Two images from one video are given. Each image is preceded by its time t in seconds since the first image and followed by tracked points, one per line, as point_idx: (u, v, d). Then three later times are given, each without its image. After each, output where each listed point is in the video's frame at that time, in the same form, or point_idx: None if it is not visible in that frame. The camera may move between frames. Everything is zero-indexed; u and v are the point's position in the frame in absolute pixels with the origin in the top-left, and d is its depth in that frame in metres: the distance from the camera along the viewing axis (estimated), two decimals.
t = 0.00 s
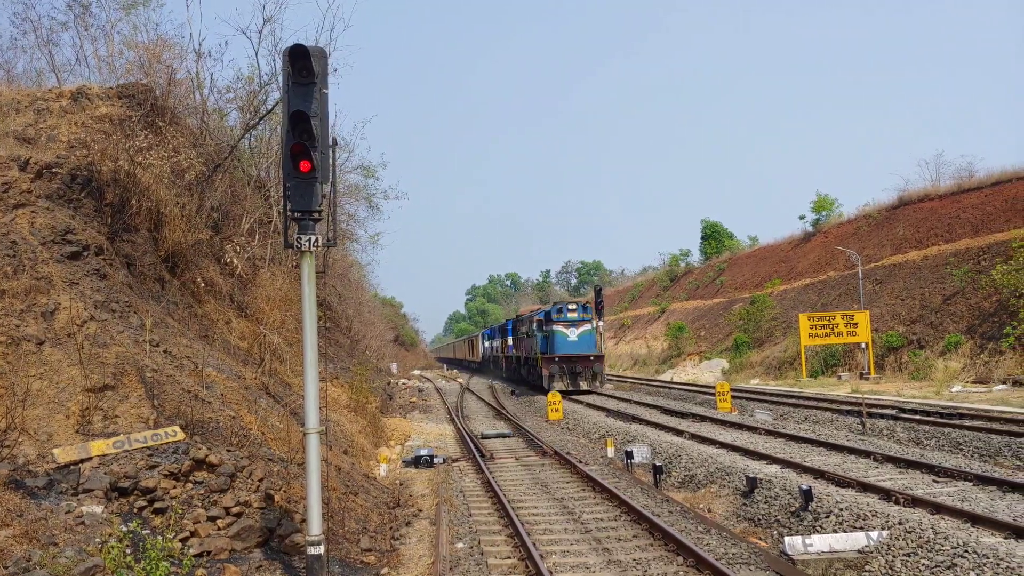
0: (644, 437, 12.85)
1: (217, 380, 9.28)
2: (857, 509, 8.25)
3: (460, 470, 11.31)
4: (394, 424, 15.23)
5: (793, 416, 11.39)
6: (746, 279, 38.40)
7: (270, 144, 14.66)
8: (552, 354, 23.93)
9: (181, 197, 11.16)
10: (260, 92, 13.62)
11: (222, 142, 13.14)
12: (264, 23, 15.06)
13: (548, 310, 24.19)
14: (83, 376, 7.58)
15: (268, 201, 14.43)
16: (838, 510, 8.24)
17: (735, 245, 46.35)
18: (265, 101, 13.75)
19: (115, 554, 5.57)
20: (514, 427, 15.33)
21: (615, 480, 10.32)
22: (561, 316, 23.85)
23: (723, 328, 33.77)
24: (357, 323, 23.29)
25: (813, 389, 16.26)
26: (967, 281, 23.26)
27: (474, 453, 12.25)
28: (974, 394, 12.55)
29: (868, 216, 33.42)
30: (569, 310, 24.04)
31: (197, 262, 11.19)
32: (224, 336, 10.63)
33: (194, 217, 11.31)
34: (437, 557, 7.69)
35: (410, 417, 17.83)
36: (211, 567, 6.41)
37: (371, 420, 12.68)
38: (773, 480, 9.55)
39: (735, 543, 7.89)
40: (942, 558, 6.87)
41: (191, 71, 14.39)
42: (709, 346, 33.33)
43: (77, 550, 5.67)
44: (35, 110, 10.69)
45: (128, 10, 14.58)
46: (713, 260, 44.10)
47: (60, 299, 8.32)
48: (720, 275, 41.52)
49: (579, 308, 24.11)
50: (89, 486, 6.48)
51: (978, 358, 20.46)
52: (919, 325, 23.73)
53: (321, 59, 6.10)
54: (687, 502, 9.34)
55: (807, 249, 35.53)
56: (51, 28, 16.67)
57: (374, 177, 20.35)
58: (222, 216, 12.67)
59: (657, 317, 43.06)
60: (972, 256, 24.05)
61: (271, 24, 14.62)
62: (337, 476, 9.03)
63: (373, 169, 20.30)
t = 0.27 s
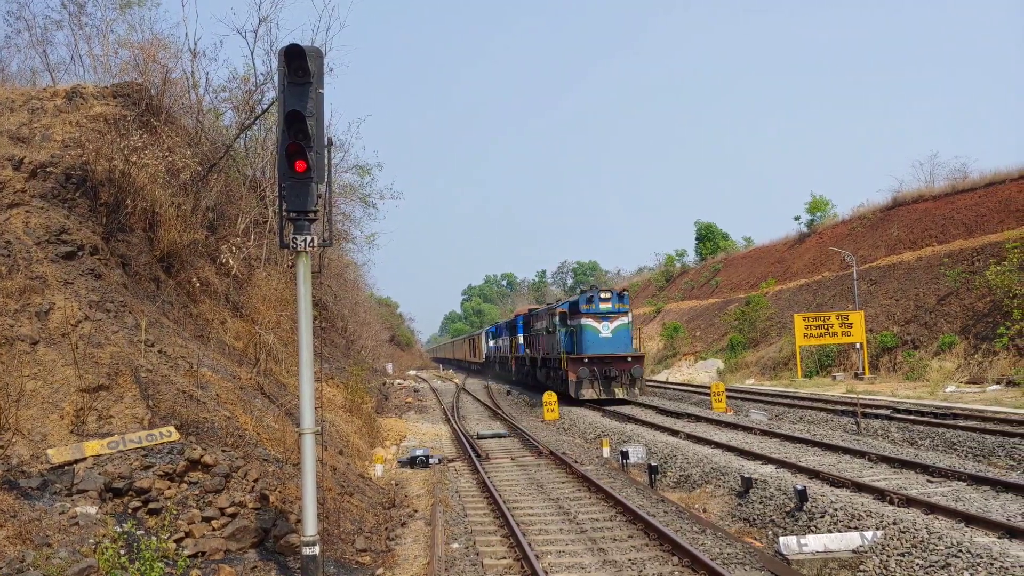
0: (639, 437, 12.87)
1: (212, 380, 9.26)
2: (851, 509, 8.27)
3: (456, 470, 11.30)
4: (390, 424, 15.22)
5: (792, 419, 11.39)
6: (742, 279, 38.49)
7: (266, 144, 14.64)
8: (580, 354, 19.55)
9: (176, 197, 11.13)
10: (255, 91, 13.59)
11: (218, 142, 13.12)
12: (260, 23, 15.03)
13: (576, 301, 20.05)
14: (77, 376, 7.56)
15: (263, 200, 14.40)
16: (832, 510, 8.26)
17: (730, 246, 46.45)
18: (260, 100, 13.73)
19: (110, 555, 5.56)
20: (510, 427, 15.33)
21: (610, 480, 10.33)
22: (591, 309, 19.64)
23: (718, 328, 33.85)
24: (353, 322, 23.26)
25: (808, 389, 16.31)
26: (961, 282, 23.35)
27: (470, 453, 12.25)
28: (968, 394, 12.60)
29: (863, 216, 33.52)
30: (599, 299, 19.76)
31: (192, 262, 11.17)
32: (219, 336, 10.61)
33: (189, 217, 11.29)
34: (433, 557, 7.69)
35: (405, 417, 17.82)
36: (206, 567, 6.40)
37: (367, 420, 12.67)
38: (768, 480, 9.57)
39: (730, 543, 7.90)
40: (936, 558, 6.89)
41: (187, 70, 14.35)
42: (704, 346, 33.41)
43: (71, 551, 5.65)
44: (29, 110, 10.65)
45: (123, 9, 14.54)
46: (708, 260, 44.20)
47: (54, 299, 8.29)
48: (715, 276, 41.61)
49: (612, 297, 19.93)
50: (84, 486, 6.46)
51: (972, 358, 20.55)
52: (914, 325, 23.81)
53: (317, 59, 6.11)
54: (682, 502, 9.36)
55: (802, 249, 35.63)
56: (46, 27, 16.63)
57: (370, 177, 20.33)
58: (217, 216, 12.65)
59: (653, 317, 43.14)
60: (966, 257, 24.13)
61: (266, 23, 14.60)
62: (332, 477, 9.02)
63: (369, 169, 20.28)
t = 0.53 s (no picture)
0: (632, 437, 12.89)
1: (203, 381, 9.22)
2: (842, 508, 8.30)
3: (448, 471, 11.29)
4: (381, 424, 15.19)
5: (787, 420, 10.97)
6: (733, 279, 38.59)
7: (257, 144, 14.58)
8: (633, 356, 15.37)
9: (166, 196, 11.08)
10: (246, 91, 13.55)
11: (208, 141, 13.06)
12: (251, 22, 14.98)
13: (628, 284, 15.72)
14: (67, 376, 7.53)
15: (254, 200, 14.35)
16: (823, 510, 8.29)
17: (721, 246, 46.58)
18: (251, 100, 13.68)
19: (99, 556, 5.53)
20: (502, 427, 15.34)
21: (602, 480, 10.35)
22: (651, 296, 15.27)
23: (710, 328, 33.93)
24: (344, 322, 23.21)
25: (799, 389, 16.38)
26: (951, 282, 23.48)
27: (461, 453, 12.24)
28: (958, 394, 12.67)
29: (853, 216, 33.67)
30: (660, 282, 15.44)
31: (183, 262, 11.12)
32: (210, 336, 10.57)
33: (180, 217, 11.24)
34: (425, 558, 7.68)
35: (397, 417, 17.80)
36: (196, 569, 6.37)
37: (359, 421, 12.65)
38: (759, 480, 9.60)
39: (721, 543, 7.92)
40: (926, 557, 6.92)
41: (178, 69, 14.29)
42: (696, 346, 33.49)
43: (61, 552, 5.62)
44: (18, 108, 10.58)
45: (113, 8, 14.46)
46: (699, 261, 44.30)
47: (44, 299, 8.25)
48: (707, 276, 41.72)
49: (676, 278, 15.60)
50: (73, 487, 6.44)
51: (962, 358, 20.67)
52: (903, 325, 23.94)
53: (309, 58, 6.07)
54: (673, 502, 9.37)
55: (793, 249, 35.76)
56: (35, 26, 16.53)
57: (361, 177, 20.29)
58: (208, 216, 12.60)
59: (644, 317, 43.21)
60: (955, 257, 24.25)
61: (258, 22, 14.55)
62: (324, 478, 9.00)
63: (361, 169, 20.25)
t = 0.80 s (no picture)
0: (621, 438, 12.92)
1: (189, 381, 9.18)
2: (827, 508, 8.33)
3: (435, 472, 11.27)
4: (369, 425, 15.15)
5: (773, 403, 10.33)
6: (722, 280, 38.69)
7: (244, 143, 14.54)
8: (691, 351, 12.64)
9: (152, 195, 11.02)
10: (233, 90, 13.51)
11: (195, 141, 13.00)
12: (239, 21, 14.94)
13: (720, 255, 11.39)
14: (51, 377, 7.48)
15: (241, 200, 14.30)
16: (809, 509, 8.32)
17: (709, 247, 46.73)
18: (239, 99, 13.64)
19: (84, 558, 5.49)
20: (489, 428, 15.32)
21: (590, 481, 10.35)
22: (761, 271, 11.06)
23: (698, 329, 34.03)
24: (331, 323, 23.14)
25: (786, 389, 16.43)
26: (936, 283, 23.64)
27: (449, 454, 12.22)
28: (942, 394, 12.76)
29: (840, 218, 33.85)
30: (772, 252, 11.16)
31: (169, 262, 11.06)
32: (196, 336, 10.52)
33: (166, 217, 11.18)
34: (411, 559, 7.67)
35: (385, 418, 17.77)
36: (181, 570, 6.34)
37: (345, 421, 12.62)
38: (746, 480, 9.63)
39: (708, 543, 7.93)
40: (911, 556, 6.95)
41: (164, 68, 14.22)
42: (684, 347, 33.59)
43: (45, 554, 5.58)
44: (3, 106, 10.50)
45: (99, 6, 14.38)
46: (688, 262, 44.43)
47: (28, 299, 8.18)
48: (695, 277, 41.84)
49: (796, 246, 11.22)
50: (58, 489, 6.40)
51: (947, 358, 20.81)
52: (889, 326, 24.08)
53: (295, 58, 6.04)
54: (660, 502, 9.38)
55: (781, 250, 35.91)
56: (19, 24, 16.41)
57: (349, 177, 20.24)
58: (195, 215, 12.55)
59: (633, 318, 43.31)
60: (941, 258, 24.41)
61: (245, 21, 14.50)
62: (311, 478, 8.97)
63: (348, 169, 20.21)
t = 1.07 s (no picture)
0: (613, 438, 12.96)
1: (179, 382, 9.16)
2: (817, 508, 8.36)
3: (425, 472, 11.27)
4: (359, 426, 15.14)
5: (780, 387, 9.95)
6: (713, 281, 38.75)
7: (234, 143, 14.53)
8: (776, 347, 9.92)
9: (142, 196, 10.99)
10: (224, 91, 13.51)
11: (186, 141, 12.98)
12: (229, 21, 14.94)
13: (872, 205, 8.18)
14: (40, 377, 7.46)
15: (232, 200, 14.29)
16: (798, 509, 8.34)
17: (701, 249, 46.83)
18: (229, 99, 13.63)
19: (72, 559, 5.47)
20: (480, 428, 15.31)
21: (581, 481, 10.35)
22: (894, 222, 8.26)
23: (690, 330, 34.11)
24: (322, 323, 23.11)
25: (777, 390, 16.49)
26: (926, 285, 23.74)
27: (439, 454, 12.22)
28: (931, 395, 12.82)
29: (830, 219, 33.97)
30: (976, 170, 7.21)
31: (159, 262, 11.04)
32: (185, 337, 10.50)
33: (156, 217, 11.16)
34: (401, 559, 7.67)
35: (376, 419, 17.75)
36: (170, 571, 6.33)
37: (336, 422, 12.61)
38: (736, 480, 9.66)
39: (698, 543, 7.94)
40: (900, 555, 6.98)
41: (154, 68, 14.19)
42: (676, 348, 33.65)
43: (33, 555, 5.56)
44: None
45: (89, 6, 14.35)
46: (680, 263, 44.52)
47: (16, 300, 8.16)
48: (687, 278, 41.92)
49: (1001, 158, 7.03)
50: (46, 490, 6.37)
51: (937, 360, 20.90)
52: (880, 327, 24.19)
53: (287, 58, 6.04)
54: (651, 502, 9.40)
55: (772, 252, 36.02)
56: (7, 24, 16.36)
57: (339, 177, 20.23)
58: (185, 216, 12.53)
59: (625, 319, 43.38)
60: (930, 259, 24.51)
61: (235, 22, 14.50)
62: (301, 479, 8.96)
63: (339, 169, 20.20)
